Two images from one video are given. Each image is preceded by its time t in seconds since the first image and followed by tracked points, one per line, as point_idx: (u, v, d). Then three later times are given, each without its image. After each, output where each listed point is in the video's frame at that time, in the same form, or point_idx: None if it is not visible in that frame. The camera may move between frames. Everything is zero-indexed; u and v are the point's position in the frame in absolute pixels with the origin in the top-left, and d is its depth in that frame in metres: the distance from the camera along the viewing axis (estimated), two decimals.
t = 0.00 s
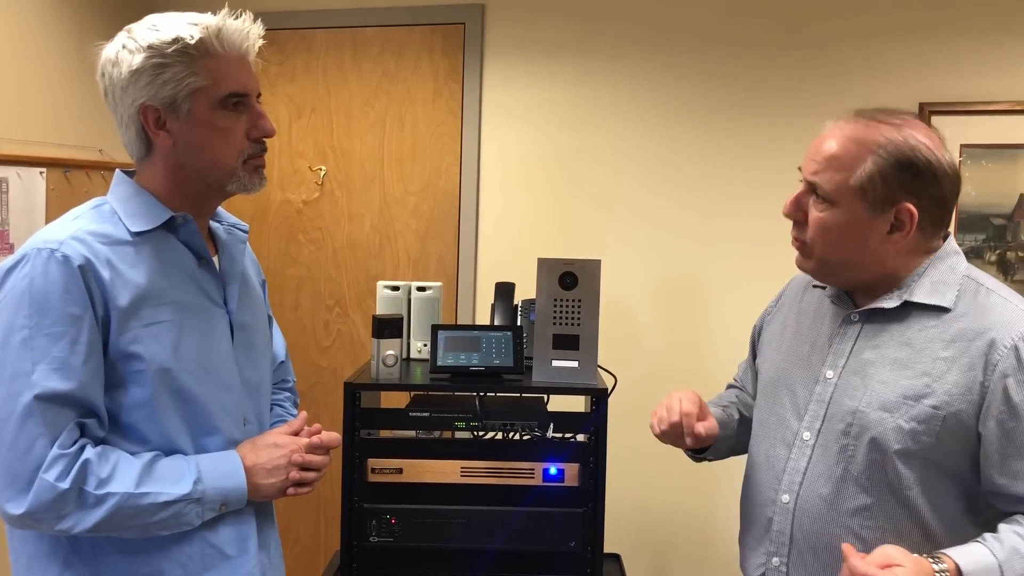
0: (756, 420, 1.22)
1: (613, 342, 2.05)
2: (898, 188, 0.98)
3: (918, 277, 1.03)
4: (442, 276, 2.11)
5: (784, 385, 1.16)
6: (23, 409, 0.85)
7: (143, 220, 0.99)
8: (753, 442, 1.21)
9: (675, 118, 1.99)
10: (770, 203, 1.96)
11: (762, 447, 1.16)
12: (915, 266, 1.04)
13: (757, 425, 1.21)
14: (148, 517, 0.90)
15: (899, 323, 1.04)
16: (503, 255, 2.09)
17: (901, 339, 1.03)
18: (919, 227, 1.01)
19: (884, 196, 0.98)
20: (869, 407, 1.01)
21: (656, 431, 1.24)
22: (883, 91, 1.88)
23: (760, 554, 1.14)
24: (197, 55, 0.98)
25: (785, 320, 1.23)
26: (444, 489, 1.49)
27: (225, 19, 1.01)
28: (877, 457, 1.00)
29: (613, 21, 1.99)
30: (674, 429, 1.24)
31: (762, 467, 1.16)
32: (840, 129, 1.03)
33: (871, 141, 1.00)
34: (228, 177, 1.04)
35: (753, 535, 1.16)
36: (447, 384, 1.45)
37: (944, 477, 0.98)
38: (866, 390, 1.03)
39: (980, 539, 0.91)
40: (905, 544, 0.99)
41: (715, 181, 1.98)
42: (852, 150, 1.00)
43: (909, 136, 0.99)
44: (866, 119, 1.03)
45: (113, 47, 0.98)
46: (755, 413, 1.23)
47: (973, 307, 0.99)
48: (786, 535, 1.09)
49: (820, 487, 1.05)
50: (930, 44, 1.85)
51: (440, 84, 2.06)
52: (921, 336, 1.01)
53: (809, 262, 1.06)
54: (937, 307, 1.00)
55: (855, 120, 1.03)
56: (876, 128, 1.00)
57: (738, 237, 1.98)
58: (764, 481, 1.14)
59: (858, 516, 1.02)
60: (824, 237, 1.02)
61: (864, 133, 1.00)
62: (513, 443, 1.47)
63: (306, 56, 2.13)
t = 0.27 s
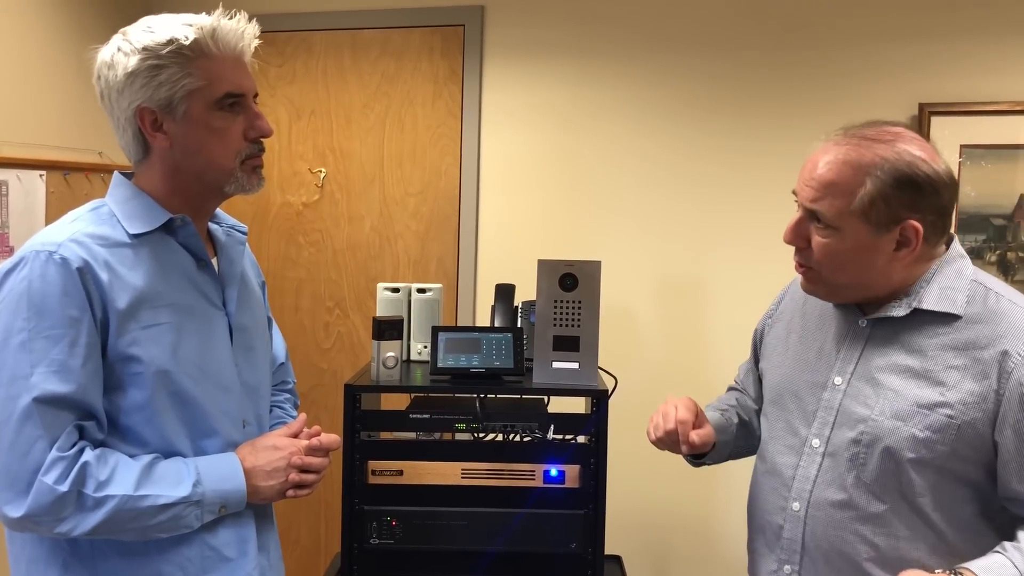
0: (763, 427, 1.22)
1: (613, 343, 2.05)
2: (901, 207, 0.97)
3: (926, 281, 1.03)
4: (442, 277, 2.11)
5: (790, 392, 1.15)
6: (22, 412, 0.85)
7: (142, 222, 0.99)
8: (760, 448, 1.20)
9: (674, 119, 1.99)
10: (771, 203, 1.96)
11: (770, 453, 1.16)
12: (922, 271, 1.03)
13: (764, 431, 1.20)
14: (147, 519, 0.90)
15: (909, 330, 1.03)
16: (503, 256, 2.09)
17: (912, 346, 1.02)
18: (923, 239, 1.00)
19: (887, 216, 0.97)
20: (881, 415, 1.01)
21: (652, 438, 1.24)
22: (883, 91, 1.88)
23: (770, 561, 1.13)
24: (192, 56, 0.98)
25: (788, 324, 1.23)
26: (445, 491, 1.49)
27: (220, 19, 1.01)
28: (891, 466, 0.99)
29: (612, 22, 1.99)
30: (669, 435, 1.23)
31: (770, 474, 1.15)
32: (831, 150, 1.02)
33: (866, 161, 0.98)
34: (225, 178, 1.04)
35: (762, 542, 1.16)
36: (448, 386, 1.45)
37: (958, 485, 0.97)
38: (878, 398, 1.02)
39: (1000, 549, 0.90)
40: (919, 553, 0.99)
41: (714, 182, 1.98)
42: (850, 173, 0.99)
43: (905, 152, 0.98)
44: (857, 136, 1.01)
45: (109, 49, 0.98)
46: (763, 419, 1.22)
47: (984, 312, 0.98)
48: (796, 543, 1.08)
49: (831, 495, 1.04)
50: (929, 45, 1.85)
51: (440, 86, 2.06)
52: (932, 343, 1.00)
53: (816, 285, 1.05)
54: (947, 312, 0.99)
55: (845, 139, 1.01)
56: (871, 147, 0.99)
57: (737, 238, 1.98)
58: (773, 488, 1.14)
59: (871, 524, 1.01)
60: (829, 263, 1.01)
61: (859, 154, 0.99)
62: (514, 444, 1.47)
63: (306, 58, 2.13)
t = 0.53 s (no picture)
0: (765, 428, 1.21)
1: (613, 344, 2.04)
2: (916, 198, 0.97)
3: (931, 283, 1.03)
4: (442, 279, 2.10)
5: (794, 393, 1.15)
6: (20, 414, 0.85)
7: (140, 224, 0.99)
8: (762, 449, 1.20)
9: (674, 120, 1.99)
10: (770, 204, 1.96)
11: (773, 454, 1.16)
12: (929, 269, 1.03)
13: (767, 432, 1.20)
14: (146, 522, 0.90)
15: (914, 331, 1.03)
16: (503, 258, 2.08)
17: (916, 347, 1.02)
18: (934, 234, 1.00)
19: (903, 207, 0.97)
20: (885, 416, 1.00)
21: (655, 441, 1.24)
22: (883, 91, 1.87)
23: (771, 562, 1.12)
24: (190, 58, 0.98)
25: (792, 325, 1.23)
26: (445, 493, 1.49)
27: (218, 21, 1.00)
28: (894, 468, 0.98)
29: (612, 24, 1.99)
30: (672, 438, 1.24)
31: (772, 475, 1.15)
32: (847, 140, 1.01)
33: (883, 151, 0.98)
34: (223, 181, 1.03)
35: (764, 544, 1.15)
36: (448, 387, 1.45)
37: (962, 488, 0.97)
38: (881, 399, 1.02)
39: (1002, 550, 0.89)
40: (922, 555, 0.98)
41: (714, 183, 1.98)
42: (867, 163, 0.98)
43: (922, 144, 0.97)
44: (875, 127, 1.01)
45: (106, 51, 0.98)
46: (765, 420, 1.22)
47: (989, 313, 0.98)
48: (797, 544, 1.07)
49: (833, 496, 1.03)
50: (929, 45, 1.85)
51: (439, 88, 2.06)
52: (937, 344, 1.00)
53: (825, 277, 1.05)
54: (953, 314, 0.99)
55: (861, 130, 1.01)
56: (889, 137, 0.98)
57: (737, 239, 1.98)
58: (775, 489, 1.13)
59: (873, 526, 1.00)
60: (840, 253, 1.00)
61: (876, 144, 0.98)
62: (514, 446, 1.46)
63: (305, 60, 2.13)
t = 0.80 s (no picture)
0: (764, 428, 1.21)
1: (611, 345, 2.04)
2: (921, 189, 0.97)
3: (929, 282, 1.02)
4: (440, 280, 2.10)
5: (793, 392, 1.15)
6: (16, 416, 0.85)
7: (137, 225, 0.99)
8: (761, 449, 1.20)
9: (672, 121, 1.99)
10: (768, 205, 1.96)
11: (772, 454, 1.16)
12: (929, 269, 1.03)
13: (766, 432, 1.20)
14: (142, 523, 0.89)
15: (913, 329, 1.03)
16: (501, 259, 2.08)
17: (915, 346, 1.02)
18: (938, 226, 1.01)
19: (909, 198, 0.97)
20: (883, 415, 1.00)
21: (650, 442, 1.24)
22: (880, 92, 1.88)
23: (769, 562, 1.12)
24: (187, 59, 0.97)
25: (793, 325, 1.23)
26: (443, 494, 1.49)
27: (215, 22, 1.00)
28: (892, 467, 0.98)
29: (609, 25, 1.99)
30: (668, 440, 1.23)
31: (771, 475, 1.15)
32: (849, 134, 1.01)
33: (886, 144, 0.98)
34: (219, 182, 1.03)
35: (762, 543, 1.15)
36: (446, 388, 1.44)
37: (961, 487, 0.97)
38: (880, 398, 1.02)
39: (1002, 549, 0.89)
40: (920, 554, 0.98)
41: (712, 184, 1.98)
42: (873, 156, 0.98)
43: (923, 136, 0.98)
44: (876, 121, 1.01)
45: (103, 51, 0.98)
46: (765, 420, 1.22)
47: (988, 312, 0.98)
48: (795, 545, 1.07)
49: (831, 495, 1.03)
50: (926, 46, 1.85)
51: (437, 89, 2.06)
52: (936, 342, 1.00)
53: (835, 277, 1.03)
54: (951, 312, 0.99)
55: (862, 124, 1.01)
56: (891, 131, 0.99)
57: (736, 239, 1.98)
58: (773, 489, 1.13)
59: (871, 525, 1.00)
60: (851, 250, 0.99)
61: (879, 137, 0.99)
62: (512, 447, 1.46)
63: (303, 61, 2.13)
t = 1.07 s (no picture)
0: (759, 428, 1.22)
1: (608, 346, 2.05)
2: (936, 171, 1.02)
3: (922, 279, 1.03)
4: (437, 280, 2.10)
5: (788, 393, 1.16)
6: (12, 417, 0.85)
7: (133, 226, 0.99)
8: (756, 450, 1.21)
9: (668, 122, 1.99)
10: (764, 205, 1.97)
11: (767, 454, 1.16)
12: (924, 267, 1.03)
13: (761, 432, 1.20)
14: (139, 525, 0.89)
15: (906, 328, 1.04)
16: (498, 259, 2.08)
17: (909, 344, 1.02)
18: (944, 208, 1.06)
19: (930, 179, 1.01)
20: (878, 413, 1.01)
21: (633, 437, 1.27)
22: (875, 93, 1.89)
23: (764, 563, 1.13)
24: (181, 59, 0.97)
25: (786, 326, 1.24)
26: (440, 494, 1.50)
27: (209, 22, 1.00)
28: (888, 465, 0.99)
29: (605, 26, 1.99)
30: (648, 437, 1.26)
31: (766, 475, 1.15)
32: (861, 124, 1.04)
33: (900, 130, 1.02)
34: (215, 182, 1.03)
35: (757, 544, 1.16)
36: (442, 389, 1.45)
37: (956, 484, 0.97)
38: (874, 396, 1.02)
39: (996, 545, 0.90)
40: (916, 552, 0.99)
41: (708, 184, 1.99)
42: (890, 142, 1.00)
43: (918, 125, 1.03)
44: (874, 114, 1.04)
45: (97, 52, 0.98)
46: (759, 421, 1.22)
47: (980, 309, 0.99)
48: (791, 544, 1.08)
49: (827, 494, 1.04)
50: (919, 48, 1.86)
51: (433, 90, 2.07)
52: (929, 340, 1.01)
53: (883, 266, 1.00)
54: (944, 309, 1.00)
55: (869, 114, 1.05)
56: (892, 121, 1.03)
57: (731, 240, 1.99)
58: (768, 489, 1.14)
59: (866, 523, 1.01)
60: (897, 232, 0.99)
61: (892, 123, 1.02)
62: (509, 447, 1.46)
63: (299, 62, 2.13)
